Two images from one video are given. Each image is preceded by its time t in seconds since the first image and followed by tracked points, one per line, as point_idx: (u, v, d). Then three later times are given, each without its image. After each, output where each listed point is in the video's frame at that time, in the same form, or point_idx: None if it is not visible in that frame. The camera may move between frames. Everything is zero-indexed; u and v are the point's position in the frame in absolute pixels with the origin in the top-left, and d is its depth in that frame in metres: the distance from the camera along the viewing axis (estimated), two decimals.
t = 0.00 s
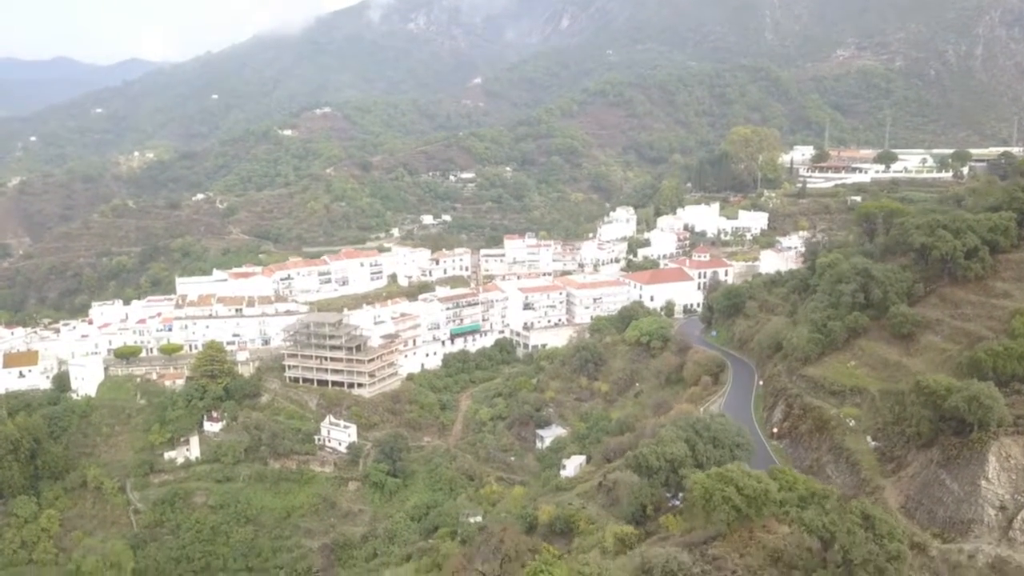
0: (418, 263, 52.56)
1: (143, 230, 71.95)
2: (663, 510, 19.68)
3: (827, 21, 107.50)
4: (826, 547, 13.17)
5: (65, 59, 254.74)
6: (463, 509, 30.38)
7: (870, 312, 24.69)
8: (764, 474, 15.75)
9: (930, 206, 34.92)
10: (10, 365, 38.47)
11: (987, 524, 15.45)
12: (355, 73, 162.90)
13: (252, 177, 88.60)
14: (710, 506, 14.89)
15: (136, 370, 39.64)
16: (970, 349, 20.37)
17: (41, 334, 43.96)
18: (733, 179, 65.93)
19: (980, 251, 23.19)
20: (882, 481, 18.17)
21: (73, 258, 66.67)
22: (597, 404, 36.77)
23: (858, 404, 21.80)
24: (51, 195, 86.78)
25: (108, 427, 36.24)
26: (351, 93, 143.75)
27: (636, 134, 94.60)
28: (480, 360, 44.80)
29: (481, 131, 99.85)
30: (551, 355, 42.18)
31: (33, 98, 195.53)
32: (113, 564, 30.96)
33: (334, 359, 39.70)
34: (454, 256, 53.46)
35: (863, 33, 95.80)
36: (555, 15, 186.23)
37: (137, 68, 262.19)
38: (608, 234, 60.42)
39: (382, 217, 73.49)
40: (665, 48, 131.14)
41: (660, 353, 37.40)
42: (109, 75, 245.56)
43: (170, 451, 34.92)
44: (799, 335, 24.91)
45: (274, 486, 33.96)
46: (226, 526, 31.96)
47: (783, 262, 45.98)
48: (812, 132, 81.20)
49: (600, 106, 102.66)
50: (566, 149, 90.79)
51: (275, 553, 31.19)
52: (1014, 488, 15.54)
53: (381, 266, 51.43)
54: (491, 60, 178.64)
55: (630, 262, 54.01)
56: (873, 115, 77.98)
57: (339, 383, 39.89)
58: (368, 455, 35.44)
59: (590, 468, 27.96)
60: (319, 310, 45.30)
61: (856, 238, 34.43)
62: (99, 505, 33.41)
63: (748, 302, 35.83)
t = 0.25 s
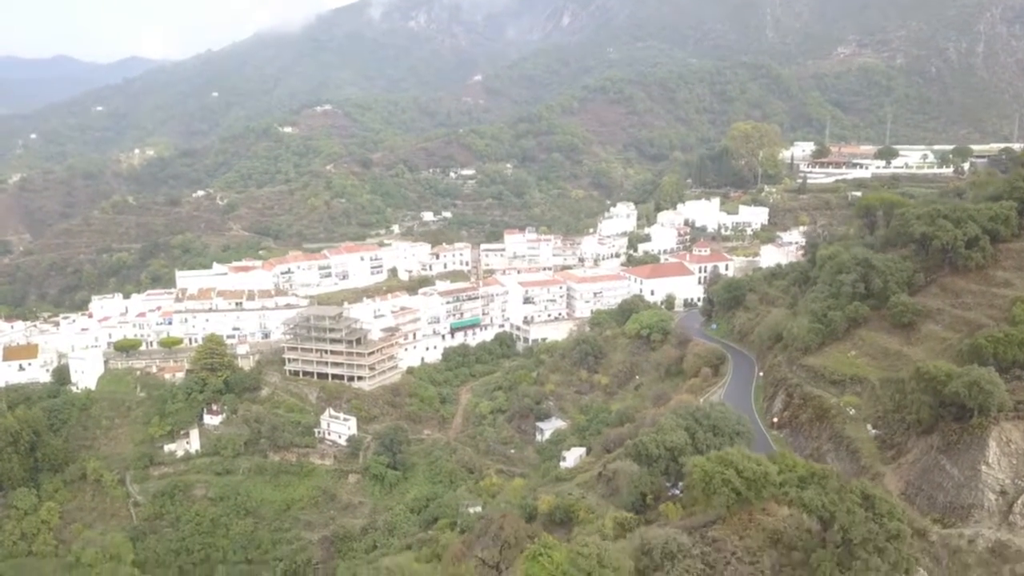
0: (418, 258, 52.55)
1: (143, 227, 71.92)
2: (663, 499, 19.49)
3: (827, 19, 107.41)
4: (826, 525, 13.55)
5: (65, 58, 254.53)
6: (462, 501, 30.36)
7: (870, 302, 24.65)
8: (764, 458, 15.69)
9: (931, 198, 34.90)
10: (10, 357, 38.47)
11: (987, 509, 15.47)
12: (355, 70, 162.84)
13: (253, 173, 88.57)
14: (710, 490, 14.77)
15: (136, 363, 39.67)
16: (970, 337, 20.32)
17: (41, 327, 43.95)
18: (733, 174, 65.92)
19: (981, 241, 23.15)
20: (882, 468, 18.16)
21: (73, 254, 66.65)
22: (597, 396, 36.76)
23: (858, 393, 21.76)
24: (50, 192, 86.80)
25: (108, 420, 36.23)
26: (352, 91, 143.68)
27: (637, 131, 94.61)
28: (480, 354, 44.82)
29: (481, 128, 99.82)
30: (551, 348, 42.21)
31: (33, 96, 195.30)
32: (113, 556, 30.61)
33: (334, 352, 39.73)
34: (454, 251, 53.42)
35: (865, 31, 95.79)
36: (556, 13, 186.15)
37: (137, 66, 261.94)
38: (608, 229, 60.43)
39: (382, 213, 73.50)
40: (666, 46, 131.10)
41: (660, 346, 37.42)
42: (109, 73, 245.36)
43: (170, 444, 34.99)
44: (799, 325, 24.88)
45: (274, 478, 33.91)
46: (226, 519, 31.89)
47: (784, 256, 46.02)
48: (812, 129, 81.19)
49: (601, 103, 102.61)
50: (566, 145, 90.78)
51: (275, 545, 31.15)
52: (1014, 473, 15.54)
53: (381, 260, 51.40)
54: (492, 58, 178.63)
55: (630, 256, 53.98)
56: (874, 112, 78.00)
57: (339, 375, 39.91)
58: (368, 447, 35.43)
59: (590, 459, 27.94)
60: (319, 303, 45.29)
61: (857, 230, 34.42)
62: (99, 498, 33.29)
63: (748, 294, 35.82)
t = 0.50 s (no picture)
0: (418, 253, 52.56)
1: (144, 223, 71.83)
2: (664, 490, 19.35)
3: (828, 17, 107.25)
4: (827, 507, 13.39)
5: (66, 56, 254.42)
6: (462, 493, 30.29)
7: (870, 292, 24.63)
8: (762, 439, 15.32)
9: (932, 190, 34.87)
10: (10, 351, 38.37)
11: (989, 495, 15.39)
12: (355, 69, 162.76)
13: (253, 170, 88.50)
14: (709, 473, 14.17)
15: (136, 357, 39.66)
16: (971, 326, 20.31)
17: (41, 321, 43.90)
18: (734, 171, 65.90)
19: (981, 230, 23.12)
20: (883, 456, 18.08)
21: (73, 250, 66.55)
22: (597, 390, 36.75)
23: (859, 383, 21.70)
24: (51, 189, 86.70)
25: (108, 413, 36.11)
26: (352, 89, 143.55)
27: (637, 128, 94.62)
28: (481, 348, 44.80)
29: (482, 125, 99.82)
30: (551, 343, 42.24)
31: (32, 95, 195.12)
32: (111, 549, 30.61)
33: (333, 346, 39.73)
34: (454, 246, 53.46)
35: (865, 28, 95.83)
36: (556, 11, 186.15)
37: (137, 65, 261.99)
38: (609, 225, 60.42)
39: (383, 209, 73.46)
40: (667, 45, 131.15)
41: (660, 339, 37.39)
42: (109, 72, 245.13)
43: (170, 437, 34.91)
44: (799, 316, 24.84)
45: (274, 472, 33.94)
46: (226, 512, 31.73)
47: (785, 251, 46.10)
48: (813, 126, 81.12)
49: (601, 101, 102.62)
50: (567, 143, 90.78)
51: (275, 538, 30.89)
52: (1016, 459, 15.47)
53: (381, 255, 51.36)
54: (492, 57, 178.75)
55: (630, 252, 53.93)
56: (875, 110, 78.04)
57: (339, 370, 39.89)
58: (368, 441, 35.61)
59: (590, 451, 27.94)
60: (319, 297, 45.26)
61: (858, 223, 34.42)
62: (99, 491, 33.24)
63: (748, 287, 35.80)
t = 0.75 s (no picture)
0: (418, 249, 52.51)
1: (144, 222, 71.80)
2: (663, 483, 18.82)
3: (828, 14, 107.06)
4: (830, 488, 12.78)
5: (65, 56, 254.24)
6: (462, 487, 30.24)
7: (872, 283, 24.58)
8: (768, 427, 14.84)
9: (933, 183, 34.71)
10: (10, 346, 38.35)
11: (991, 481, 15.36)
12: (356, 68, 162.66)
13: (254, 169, 88.46)
14: (711, 458, 13.90)
15: (136, 352, 39.67)
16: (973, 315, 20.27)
17: (41, 317, 43.85)
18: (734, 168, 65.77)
19: (983, 220, 23.04)
20: (885, 445, 17.99)
21: (74, 248, 66.56)
22: (597, 384, 36.72)
23: (861, 373, 21.64)
24: (52, 187, 86.73)
25: (109, 408, 36.07)
26: (352, 88, 143.53)
27: (638, 126, 94.47)
28: (481, 344, 44.75)
29: (482, 124, 99.77)
30: (552, 338, 42.27)
31: (33, 94, 195.01)
32: (112, 543, 30.47)
33: (334, 341, 39.71)
34: (454, 241, 53.42)
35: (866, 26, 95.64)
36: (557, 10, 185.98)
37: (137, 65, 262.07)
38: (609, 220, 60.36)
39: (383, 207, 73.44)
40: (668, 43, 131.03)
41: (661, 334, 37.33)
42: (109, 72, 245.05)
43: (170, 432, 34.88)
44: (801, 306, 24.78)
45: (274, 467, 33.89)
46: (226, 506, 31.56)
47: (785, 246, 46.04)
48: (813, 124, 81.04)
49: (602, 98, 102.53)
50: (567, 141, 90.74)
51: (276, 532, 30.78)
52: (1018, 446, 15.41)
53: (382, 251, 51.30)
54: (493, 56, 178.67)
55: (631, 247, 53.86)
56: (876, 108, 77.94)
57: (340, 364, 39.83)
58: (368, 435, 35.63)
59: (591, 444, 27.90)
60: (319, 292, 45.21)
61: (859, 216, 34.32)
62: (99, 485, 33.15)
63: (750, 281, 35.71)
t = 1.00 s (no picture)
0: (418, 244, 52.41)
1: (145, 219, 71.76)
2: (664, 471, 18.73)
3: (829, 12, 106.86)
4: (830, 471, 11.94)
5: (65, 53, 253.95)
6: (462, 480, 30.19)
7: (873, 274, 24.54)
8: (771, 413, 14.28)
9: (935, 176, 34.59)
10: (10, 340, 38.28)
11: (992, 467, 15.41)
12: (357, 66, 162.55)
13: (254, 166, 88.43)
14: (712, 443, 13.47)
15: (136, 346, 39.62)
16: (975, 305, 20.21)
17: (41, 311, 43.83)
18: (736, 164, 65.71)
19: (985, 210, 22.94)
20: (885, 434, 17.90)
21: (75, 245, 66.54)
22: (598, 378, 36.69)
23: (861, 362, 21.55)
24: (53, 184, 86.69)
25: (109, 401, 36.04)
26: (353, 86, 143.49)
27: (639, 124, 94.38)
28: (481, 338, 44.69)
29: (483, 121, 99.73)
30: (552, 332, 42.20)
31: (34, 93, 194.84)
32: (111, 536, 30.60)
33: (333, 335, 39.60)
34: (455, 237, 53.29)
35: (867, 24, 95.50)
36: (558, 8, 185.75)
37: (138, 62, 261.90)
38: (610, 216, 60.32)
39: (383, 204, 73.41)
40: (669, 41, 130.93)
41: (661, 327, 37.25)
42: (110, 69, 244.86)
43: (170, 426, 34.85)
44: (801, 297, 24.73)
45: (274, 460, 33.84)
46: (226, 500, 31.49)
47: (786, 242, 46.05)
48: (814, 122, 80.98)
49: (603, 96, 102.45)
50: (568, 138, 90.66)
51: (275, 525, 30.68)
52: (1020, 431, 15.42)
53: (382, 245, 51.22)
54: (494, 54, 178.52)
55: (631, 243, 53.79)
56: (877, 106, 77.86)
57: (340, 358, 39.76)
58: (368, 429, 35.39)
59: (591, 435, 27.87)
60: (319, 287, 45.15)
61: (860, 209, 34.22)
62: (99, 478, 33.16)
63: (751, 275, 35.63)
